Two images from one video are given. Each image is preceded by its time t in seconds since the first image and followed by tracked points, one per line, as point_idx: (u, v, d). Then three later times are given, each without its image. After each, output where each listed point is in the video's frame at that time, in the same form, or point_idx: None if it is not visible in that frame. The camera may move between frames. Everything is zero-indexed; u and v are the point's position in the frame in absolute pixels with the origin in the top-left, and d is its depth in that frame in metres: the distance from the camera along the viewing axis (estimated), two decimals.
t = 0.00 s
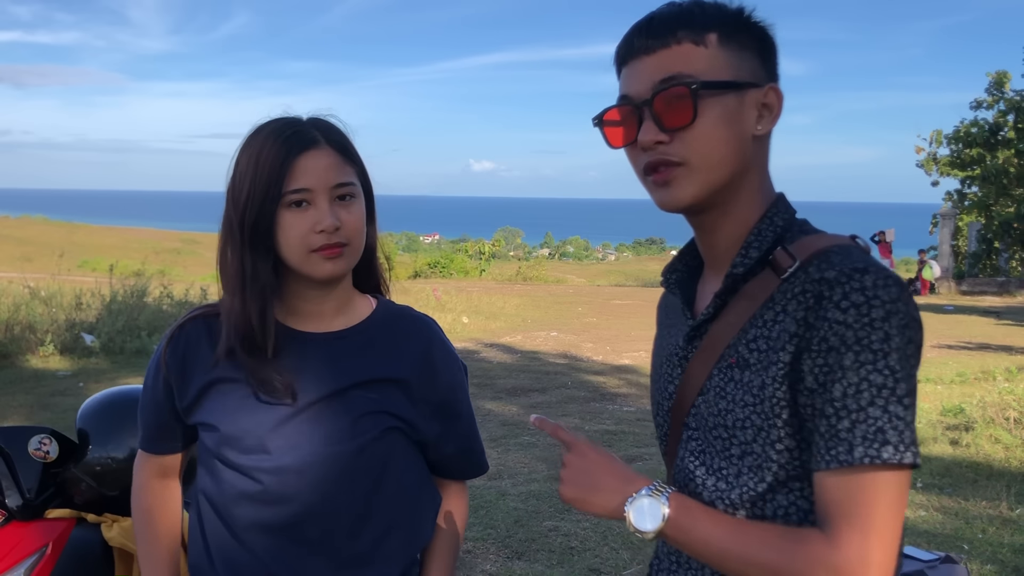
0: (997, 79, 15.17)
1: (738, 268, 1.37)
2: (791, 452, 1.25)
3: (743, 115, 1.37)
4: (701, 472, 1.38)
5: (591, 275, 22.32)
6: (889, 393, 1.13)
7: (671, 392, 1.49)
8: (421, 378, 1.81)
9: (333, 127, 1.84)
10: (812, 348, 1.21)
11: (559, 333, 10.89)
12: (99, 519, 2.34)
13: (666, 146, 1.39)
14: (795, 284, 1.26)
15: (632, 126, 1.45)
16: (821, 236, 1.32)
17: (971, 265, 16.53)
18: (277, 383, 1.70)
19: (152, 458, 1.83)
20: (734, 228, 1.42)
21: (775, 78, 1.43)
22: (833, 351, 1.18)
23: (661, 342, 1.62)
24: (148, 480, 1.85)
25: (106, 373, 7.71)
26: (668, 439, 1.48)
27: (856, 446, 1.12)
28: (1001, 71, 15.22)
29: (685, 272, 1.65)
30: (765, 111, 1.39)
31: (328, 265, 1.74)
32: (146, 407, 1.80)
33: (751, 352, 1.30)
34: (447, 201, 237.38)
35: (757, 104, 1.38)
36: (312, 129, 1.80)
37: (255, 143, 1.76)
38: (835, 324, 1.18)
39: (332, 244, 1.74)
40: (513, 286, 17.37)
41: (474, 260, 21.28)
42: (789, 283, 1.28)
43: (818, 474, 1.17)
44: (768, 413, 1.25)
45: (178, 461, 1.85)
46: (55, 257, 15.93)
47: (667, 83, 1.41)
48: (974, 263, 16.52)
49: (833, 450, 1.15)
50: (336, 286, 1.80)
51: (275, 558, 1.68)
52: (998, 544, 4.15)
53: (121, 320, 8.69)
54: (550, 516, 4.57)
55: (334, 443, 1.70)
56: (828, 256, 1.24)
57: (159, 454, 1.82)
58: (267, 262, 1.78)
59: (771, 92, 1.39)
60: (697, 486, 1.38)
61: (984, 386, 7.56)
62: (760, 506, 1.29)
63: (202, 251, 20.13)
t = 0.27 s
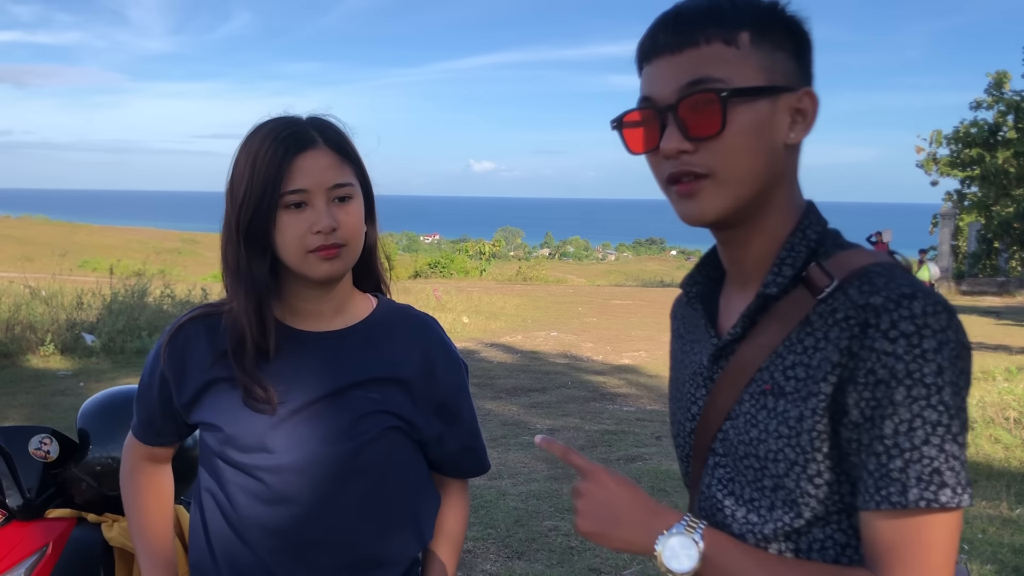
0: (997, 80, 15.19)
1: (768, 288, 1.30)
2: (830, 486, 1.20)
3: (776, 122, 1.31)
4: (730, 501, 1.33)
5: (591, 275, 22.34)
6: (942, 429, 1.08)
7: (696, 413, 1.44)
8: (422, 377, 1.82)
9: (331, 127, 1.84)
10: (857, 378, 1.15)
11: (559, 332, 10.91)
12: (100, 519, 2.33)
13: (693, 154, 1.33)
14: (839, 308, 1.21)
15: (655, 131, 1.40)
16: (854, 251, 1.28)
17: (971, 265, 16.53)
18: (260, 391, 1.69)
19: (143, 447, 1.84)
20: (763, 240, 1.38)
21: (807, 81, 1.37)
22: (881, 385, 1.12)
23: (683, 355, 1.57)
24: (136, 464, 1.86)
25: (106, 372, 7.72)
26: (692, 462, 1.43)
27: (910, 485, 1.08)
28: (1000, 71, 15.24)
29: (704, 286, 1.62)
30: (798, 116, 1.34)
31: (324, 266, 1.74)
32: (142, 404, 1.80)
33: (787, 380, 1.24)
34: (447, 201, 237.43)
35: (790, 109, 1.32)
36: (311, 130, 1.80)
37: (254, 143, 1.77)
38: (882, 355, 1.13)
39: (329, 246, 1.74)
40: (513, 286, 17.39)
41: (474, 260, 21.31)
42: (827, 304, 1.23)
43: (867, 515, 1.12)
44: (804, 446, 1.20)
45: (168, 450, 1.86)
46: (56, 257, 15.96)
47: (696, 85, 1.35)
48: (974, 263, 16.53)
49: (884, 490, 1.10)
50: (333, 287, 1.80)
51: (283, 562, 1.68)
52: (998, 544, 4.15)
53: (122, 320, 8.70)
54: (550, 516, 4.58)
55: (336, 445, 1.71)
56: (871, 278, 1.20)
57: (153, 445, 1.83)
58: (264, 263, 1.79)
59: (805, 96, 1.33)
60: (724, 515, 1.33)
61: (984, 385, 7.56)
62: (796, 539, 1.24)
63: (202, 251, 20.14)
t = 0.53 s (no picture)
0: (998, 79, 15.19)
1: (778, 295, 1.30)
2: (842, 497, 1.20)
3: (782, 127, 1.31)
4: (737, 511, 1.32)
5: (591, 275, 22.35)
6: (959, 444, 1.10)
7: (703, 419, 1.44)
8: (422, 376, 1.83)
9: (333, 126, 1.84)
10: (871, 390, 1.15)
11: (559, 332, 10.91)
12: (100, 519, 2.33)
13: (695, 162, 1.33)
14: (852, 317, 1.21)
15: (658, 137, 1.40)
16: (866, 258, 1.27)
17: (971, 264, 16.52)
18: (263, 391, 1.69)
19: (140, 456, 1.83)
20: (771, 245, 1.38)
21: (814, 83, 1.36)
22: (898, 399, 1.12)
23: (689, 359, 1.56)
24: (134, 471, 1.85)
25: (107, 372, 7.72)
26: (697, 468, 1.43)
27: (929, 502, 1.09)
28: (1001, 71, 15.24)
29: (711, 289, 1.63)
30: (805, 120, 1.33)
31: (328, 265, 1.74)
32: (140, 408, 1.79)
33: (797, 390, 1.24)
34: (447, 201, 237.44)
35: (797, 113, 1.31)
36: (314, 129, 1.81)
37: (257, 142, 1.77)
38: (898, 368, 1.13)
39: (334, 244, 1.74)
40: (513, 286, 17.40)
41: (474, 260, 21.32)
42: (839, 312, 1.23)
43: (884, 530, 1.13)
44: (817, 457, 1.20)
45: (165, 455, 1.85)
46: (57, 257, 15.97)
47: (698, 91, 1.35)
48: (974, 263, 16.52)
49: (903, 504, 1.11)
50: (335, 285, 1.81)
51: (287, 564, 1.68)
52: (999, 544, 4.15)
53: (122, 319, 8.70)
54: (551, 516, 4.58)
55: (342, 444, 1.71)
56: (885, 288, 1.20)
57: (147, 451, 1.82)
58: (267, 263, 1.79)
59: (813, 99, 1.32)
60: (731, 523, 1.32)
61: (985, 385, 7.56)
62: (805, 548, 1.24)
63: (203, 251, 20.16)
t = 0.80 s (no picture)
0: (998, 80, 15.20)
1: (777, 297, 1.30)
2: (839, 496, 1.21)
3: (773, 126, 1.30)
4: (731, 508, 1.32)
5: (591, 275, 22.36)
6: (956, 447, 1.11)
7: (697, 415, 1.44)
8: (420, 376, 1.84)
9: (334, 127, 1.85)
10: (869, 393, 1.16)
11: (560, 332, 10.92)
12: (100, 519, 2.33)
13: (684, 164, 1.34)
14: (850, 319, 1.21)
15: (649, 139, 1.40)
16: (863, 260, 1.27)
17: (971, 264, 16.53)
18: (264, 391, 1.69)
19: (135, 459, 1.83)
20: (766, 245, 1.38)
21: (808, 83, 1.36)
22: (897, 402, 1.13)
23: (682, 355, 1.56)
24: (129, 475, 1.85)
25: (107, 371, 7.73)
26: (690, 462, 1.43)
27: (926, 504, 1.10)
28: (1001, 72, 15.26)
29: (707, 287, 1.63)
30: (797, 120, 1.32)
31: (332, 264, 1.75)
32: (137, 409, 1.80)
33: (792, 390, 1.24)
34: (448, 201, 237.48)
35: (789, 113, 1.31)
36: (316, 129, 1.81)
37: (259, 142, 1.77)
38: (896, 372, 1.13)
39: (338, 243, 1.75)
40: (513, 286, 17.41)
41: (474, 260, 21.34)
42: (837, 314, 1.23)
43: (881, 531, 1.14)
44: (812, 457, 1.20)
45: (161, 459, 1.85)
46: (57, 256, 15.98)
47: (687, 93, 1.35)
48: (974, 263, 16.53)
49: (901, 506, 1.12)
50: (337, 285, 1.81)
51: (288, 562, 1.69)
52: (999, 544, 4.15)
53: (123, 319, 8.70)
54: (551, 515, 4.58)
55: (343, 444, 1.71)
56: (882, 291, 1.20)
57: (143, 455, 1.82)
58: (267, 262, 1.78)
59: (805, 100, 1.31)
60: (725, 520, 1.32)
61: (985, 385, 7.56)
62: (799, 545, 1.24)
63: (203, 251, 20.17)
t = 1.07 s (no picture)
0: (998, 80, 15.20)
1: (784, 297, 1.31)
2: (847, 490, 1.24)
3: (744, 132, 1.32)
4: (730, 501, 1.34)
5: (591, 275, 22.38)
6: (964, 443, 1.15)
7: (691, 408, 1.45)
8: (420, 376, 1.83)
9: (332, 126, 1.85)
10: (885, 391, 1.18)
11: (560, 332, 10.92)
12: (101, 518, 2.33)
13: (656, 172, 1.38)
14: (859, 316, 1.23)
15: (629, 147, 1.44)
16: (871, 258, 1.30)
17: (971, 264, 16.53)
18: (260, 391, 1.69)
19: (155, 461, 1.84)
20: (755, 244, 1.40)
21: (792, 84, 1.35)
22: (912, 400, 1.16)
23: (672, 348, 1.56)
24: (151, 479, 1.86)
25: (108, 371, 7.73)
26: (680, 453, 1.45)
27: (947, 499, 1.15)
28: (1001, 72, 15.26)
29: (701, 281, 1.62)
30: (773, 125, 1.32)
31: (330, 263, 1.75)
32: (149, 411, 1.80)
33: (800, 387, 1.26)
34: (448, 201, 237.49)
35: (761, 119, 1.32)
36: (314, 129, 1.81)
37: (258, 143, 1.77)
38: (911, 372, 1.16)
39: (336, 242, 1.75)
40: (513, 287, 17.41)
41: (474, 260, 21.36)
42: (843, 312, 1.25)
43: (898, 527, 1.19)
44: (821, 451, 1.23)
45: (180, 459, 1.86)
46: (58, 256, 15.99)
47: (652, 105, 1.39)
48: (975, 262, 16.53)
49: (918, 502, 1.16)
50: (335, 284, 1.81)
51: (285, 562, 1.69)
52: (999, 544, 4.15)
53: (124, 319, 8.71)
54: (551, 515, 4.58)
55: (343, 445, 1.71)
56: (891, 289, 1.23)
57: (161, 456, 1.83)
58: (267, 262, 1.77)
59: (779, 104, 1.32)
60: (723, 515, 1.35)
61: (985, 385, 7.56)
62: (799, 537, 1.28)
63: (204, 251, 20.18)
